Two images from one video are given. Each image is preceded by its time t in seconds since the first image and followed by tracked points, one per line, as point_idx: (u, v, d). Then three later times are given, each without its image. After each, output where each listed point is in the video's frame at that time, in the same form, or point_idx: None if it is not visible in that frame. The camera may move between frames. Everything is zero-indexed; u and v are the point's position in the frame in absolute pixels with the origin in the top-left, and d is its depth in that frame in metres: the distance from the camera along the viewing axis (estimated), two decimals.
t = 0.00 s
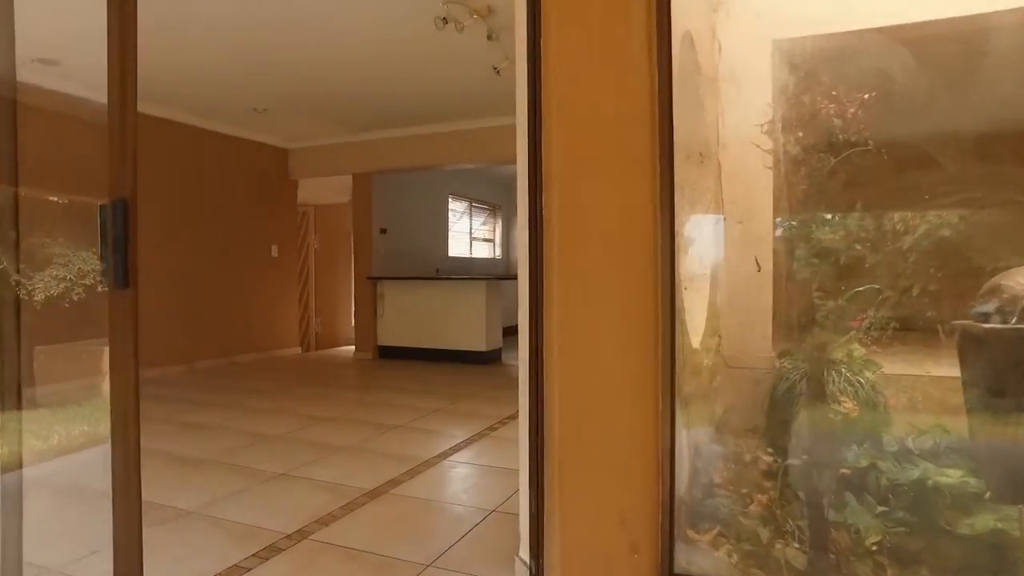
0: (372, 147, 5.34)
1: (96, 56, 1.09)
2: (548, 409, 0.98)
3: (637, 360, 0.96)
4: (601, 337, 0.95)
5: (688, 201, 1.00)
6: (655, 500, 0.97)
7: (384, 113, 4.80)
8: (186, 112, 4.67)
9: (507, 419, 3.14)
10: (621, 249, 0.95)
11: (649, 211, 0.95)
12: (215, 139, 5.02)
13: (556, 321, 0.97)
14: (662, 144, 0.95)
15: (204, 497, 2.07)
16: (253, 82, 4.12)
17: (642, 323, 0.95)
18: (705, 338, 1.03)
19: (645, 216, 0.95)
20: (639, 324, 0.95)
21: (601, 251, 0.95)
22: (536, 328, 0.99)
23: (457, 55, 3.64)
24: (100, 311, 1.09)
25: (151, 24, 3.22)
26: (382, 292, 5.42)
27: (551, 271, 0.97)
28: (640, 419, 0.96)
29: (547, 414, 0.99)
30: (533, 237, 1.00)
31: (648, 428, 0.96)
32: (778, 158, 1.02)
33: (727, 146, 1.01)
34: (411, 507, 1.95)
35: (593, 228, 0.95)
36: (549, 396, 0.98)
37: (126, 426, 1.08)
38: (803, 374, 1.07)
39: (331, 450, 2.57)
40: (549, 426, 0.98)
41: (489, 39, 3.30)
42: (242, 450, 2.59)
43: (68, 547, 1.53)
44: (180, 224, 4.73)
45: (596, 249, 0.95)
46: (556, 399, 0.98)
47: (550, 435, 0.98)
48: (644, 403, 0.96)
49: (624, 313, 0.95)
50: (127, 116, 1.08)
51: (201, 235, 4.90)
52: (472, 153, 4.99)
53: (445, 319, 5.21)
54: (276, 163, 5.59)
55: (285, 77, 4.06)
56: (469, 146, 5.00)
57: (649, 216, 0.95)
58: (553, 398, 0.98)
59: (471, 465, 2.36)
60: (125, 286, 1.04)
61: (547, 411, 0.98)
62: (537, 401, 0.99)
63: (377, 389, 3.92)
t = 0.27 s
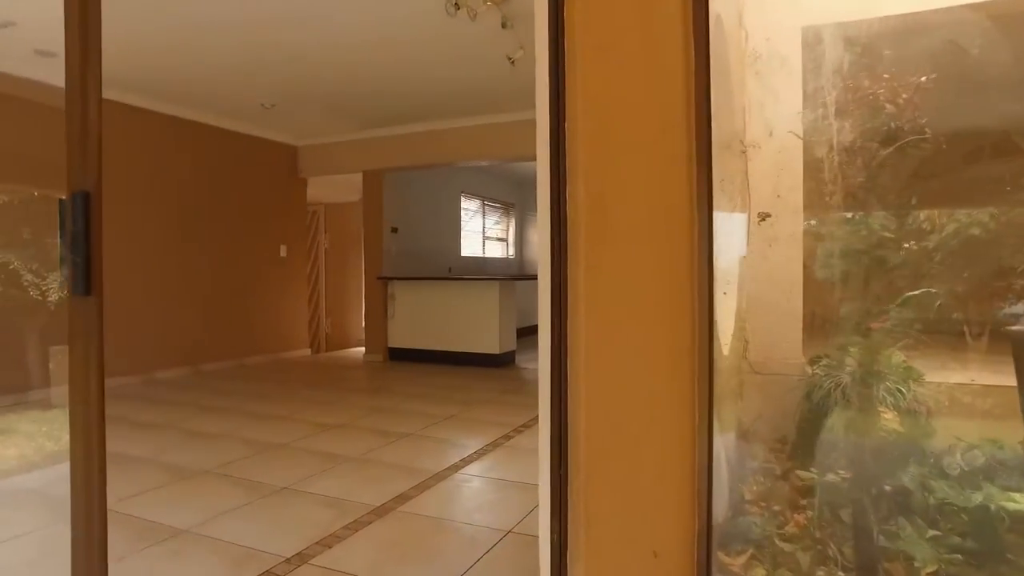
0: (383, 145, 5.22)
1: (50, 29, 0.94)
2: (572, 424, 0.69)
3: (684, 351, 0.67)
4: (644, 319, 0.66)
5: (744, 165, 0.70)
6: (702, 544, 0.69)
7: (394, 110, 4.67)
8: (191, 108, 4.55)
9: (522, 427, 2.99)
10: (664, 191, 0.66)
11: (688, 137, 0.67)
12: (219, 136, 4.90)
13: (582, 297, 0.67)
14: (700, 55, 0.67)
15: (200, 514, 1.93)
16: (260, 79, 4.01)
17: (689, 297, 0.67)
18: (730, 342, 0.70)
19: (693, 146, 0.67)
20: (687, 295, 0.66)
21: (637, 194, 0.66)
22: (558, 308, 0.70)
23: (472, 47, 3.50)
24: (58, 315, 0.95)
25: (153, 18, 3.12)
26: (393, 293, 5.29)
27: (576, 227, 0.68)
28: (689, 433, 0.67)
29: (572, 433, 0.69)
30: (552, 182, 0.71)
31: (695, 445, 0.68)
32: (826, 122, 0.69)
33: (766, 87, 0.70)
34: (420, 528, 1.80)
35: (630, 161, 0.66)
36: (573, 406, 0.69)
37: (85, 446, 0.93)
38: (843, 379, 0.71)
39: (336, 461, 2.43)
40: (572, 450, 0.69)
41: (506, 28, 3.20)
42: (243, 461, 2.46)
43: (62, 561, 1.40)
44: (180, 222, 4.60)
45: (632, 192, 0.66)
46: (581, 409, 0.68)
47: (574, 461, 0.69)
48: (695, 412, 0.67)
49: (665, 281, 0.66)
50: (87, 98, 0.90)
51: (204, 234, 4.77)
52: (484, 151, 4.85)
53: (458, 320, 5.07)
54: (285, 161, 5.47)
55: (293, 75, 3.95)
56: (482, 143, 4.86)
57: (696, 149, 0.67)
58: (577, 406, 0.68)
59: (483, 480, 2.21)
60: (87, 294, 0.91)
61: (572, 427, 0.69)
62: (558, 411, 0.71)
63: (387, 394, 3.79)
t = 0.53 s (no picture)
0: (398, 141, 5.10)
1: None
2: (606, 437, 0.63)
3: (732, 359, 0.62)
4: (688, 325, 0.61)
5: (795, 153, 0.67)
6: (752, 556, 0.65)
7: (411, 106, 4.55)
8: (204, 103, 4.46)
9: (541, 433, 2.86)
10: (713, 186, 0.61)
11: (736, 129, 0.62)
12: (231, 132, 4.80)
13: (619, 302, 0.62)
14: (747, 41, 0.63)
15: (201, 529, 1.82)
16: (274, 75, 3.90)
17: (737, 299, 0.62)
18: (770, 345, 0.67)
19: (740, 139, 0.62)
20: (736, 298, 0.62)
21: (680, 189, 0.61)
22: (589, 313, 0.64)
23: (489, 41, 3.36)
24: (8, 312, 0.83)
25: (163, 12, 3.01)
26: (409, 292, 5.18)
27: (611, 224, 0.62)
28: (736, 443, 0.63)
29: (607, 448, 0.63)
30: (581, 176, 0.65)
31: (743, 455, 0.64)
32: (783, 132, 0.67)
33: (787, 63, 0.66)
34: (437, 547, 1.68)
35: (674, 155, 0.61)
36: (607, 418, 0.63)
37: (46, 457, 0.81)
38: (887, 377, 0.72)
39: (347, 470, 2.31)
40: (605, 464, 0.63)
41: (525, 19, 2.98)
42: (250, 468, 2.35)
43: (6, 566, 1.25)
44: (191, 220, 4.51)
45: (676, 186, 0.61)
46: (618, 422, 0.63)
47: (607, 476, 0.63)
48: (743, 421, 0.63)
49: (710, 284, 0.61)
50: (50, 65, 0.79)
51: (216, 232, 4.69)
52: (503, 147, 4.72)
53: (475, 321, 4.94)
54: (299, 158, 5.39)
55: (307, 70, 3.83)
56: (500, 139, 4.73)
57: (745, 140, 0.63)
58: (613, 418, 0.63)
59: (503, 493, 2.09)
60: (48, 291, 0.79)
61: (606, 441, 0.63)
62: (588, 422, 0.65)
63: (401, 397, 3.67)
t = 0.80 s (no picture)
0: (414, 138, 4.99)
1: None
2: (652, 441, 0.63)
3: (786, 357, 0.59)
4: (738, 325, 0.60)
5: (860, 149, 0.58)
6: (814, 571, 0.61)
7: (426, 101, 4.43)
8: (216, 99, 4.39)
9: (563, 440, 2.73)
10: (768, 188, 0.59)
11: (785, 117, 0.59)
12: (244, 129, 4.73)
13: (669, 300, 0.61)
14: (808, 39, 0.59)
15: (202, 546, 1.69)
16: (286, 69, 3.79)
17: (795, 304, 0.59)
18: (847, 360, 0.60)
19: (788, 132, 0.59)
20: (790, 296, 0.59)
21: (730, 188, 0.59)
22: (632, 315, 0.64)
23: (507, 31, 3.24)
24: None
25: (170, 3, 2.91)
26: (424, 292, 5.07)
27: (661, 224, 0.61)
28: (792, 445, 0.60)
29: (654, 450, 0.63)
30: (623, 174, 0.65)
31: (801, 460, 0.60)
32: (911, 96, 0.57)
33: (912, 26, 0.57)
34: (453, 566, 1.56)
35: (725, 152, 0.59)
36: (653, 418, 0.62)
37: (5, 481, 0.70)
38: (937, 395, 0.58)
39: (360, 479, 2.20)
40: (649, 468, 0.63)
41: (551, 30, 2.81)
42: (259, 476, 2.24)
43: None
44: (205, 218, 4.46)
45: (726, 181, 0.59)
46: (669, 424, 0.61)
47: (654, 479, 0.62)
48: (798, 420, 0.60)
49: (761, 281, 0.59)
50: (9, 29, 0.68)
51: (228, 231, 4.61)
52: (521, 143, 4.59)
53: (492, 321, 4.82)
54: (314, 156, 5.31)
55: (320, 64, 3.73)
56: (518, 135, 4.60)
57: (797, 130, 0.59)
58: (661, 420, 0.62)
59: (523, 505, 1.96)
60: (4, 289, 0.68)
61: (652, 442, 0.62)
62: (635, 423, 0.64)
63: (417, 400, 3.55)
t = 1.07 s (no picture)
0: (424, 136, 4.90)
1: None
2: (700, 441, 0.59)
3: (847, 352, 0.55)
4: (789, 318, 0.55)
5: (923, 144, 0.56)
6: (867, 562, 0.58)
7: (436, 99, 4.33)
8: (223, 98, 4.31)
9: (579, 450, 2.61)
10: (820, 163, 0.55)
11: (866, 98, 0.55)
12: (252, 127, 4.65)
13: (720, 292, 0.57)
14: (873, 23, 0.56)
15: (201, 567, 1.59)
16: (294, 67, 3.70)
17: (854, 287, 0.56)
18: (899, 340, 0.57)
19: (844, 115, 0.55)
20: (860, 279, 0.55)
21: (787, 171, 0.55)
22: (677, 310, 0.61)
23: (520, 27, 3.13)
24: None
25: None
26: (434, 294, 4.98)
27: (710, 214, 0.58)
28: (854, 442, 0.56)
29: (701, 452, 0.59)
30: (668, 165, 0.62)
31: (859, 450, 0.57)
32: (975, 95, 0.55)
33: (977, 14, 0.55)
34: None
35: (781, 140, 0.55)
36: (700, 414, 0.59)
37: None
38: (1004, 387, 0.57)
39: (368, 493, 2.10)
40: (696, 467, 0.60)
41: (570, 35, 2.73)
42: (264, 488, 2.15)
43: None
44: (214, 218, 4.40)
45: (779, 160, 0.55)
46: (720, 419, 0.58)
47: (703, 479, 0.59)
48: (861, 419, 0.56)
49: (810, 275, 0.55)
50: None
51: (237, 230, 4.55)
52: (533, 141, 4.48)
53: (503, 324, 4.71)
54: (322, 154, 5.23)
55: (329, 62, 3.63)
56: (531, 134, 4.49)
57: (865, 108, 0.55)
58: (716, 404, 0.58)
59: (539, 524, 1.85)
60: None
61: (701, 442, 0.59)
62: (677, 407, 0.62)
63: (428, 406, 3.45)
